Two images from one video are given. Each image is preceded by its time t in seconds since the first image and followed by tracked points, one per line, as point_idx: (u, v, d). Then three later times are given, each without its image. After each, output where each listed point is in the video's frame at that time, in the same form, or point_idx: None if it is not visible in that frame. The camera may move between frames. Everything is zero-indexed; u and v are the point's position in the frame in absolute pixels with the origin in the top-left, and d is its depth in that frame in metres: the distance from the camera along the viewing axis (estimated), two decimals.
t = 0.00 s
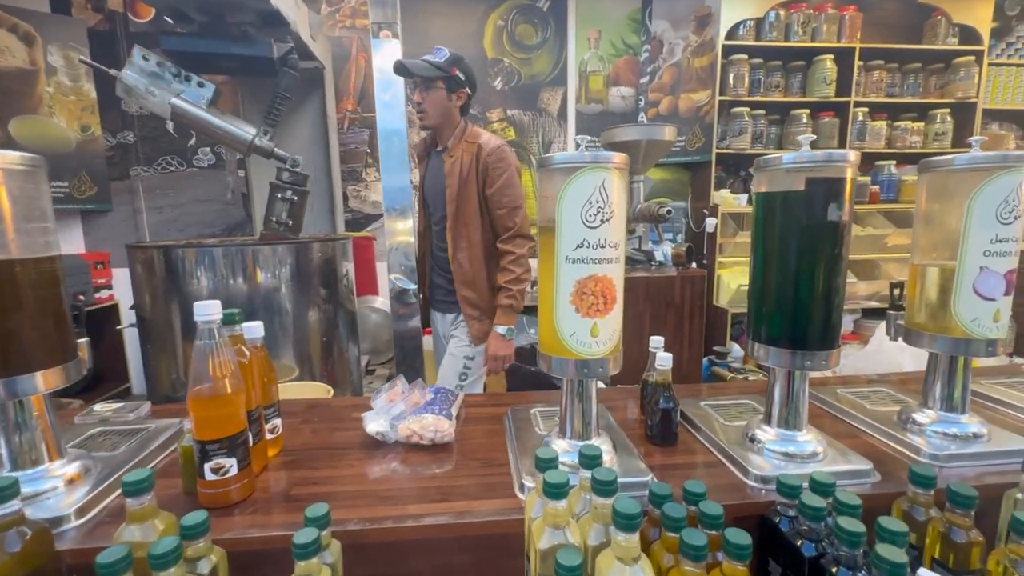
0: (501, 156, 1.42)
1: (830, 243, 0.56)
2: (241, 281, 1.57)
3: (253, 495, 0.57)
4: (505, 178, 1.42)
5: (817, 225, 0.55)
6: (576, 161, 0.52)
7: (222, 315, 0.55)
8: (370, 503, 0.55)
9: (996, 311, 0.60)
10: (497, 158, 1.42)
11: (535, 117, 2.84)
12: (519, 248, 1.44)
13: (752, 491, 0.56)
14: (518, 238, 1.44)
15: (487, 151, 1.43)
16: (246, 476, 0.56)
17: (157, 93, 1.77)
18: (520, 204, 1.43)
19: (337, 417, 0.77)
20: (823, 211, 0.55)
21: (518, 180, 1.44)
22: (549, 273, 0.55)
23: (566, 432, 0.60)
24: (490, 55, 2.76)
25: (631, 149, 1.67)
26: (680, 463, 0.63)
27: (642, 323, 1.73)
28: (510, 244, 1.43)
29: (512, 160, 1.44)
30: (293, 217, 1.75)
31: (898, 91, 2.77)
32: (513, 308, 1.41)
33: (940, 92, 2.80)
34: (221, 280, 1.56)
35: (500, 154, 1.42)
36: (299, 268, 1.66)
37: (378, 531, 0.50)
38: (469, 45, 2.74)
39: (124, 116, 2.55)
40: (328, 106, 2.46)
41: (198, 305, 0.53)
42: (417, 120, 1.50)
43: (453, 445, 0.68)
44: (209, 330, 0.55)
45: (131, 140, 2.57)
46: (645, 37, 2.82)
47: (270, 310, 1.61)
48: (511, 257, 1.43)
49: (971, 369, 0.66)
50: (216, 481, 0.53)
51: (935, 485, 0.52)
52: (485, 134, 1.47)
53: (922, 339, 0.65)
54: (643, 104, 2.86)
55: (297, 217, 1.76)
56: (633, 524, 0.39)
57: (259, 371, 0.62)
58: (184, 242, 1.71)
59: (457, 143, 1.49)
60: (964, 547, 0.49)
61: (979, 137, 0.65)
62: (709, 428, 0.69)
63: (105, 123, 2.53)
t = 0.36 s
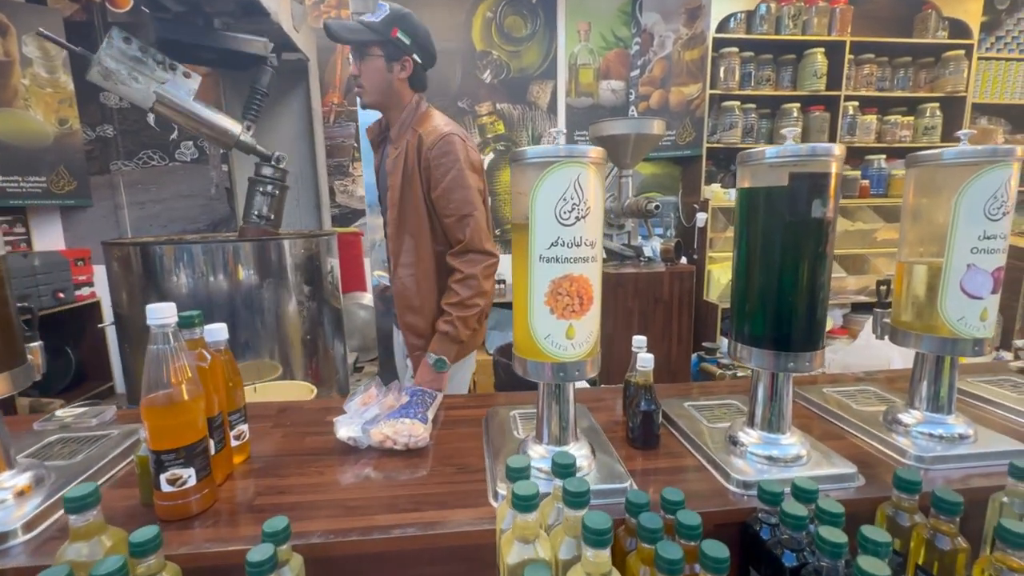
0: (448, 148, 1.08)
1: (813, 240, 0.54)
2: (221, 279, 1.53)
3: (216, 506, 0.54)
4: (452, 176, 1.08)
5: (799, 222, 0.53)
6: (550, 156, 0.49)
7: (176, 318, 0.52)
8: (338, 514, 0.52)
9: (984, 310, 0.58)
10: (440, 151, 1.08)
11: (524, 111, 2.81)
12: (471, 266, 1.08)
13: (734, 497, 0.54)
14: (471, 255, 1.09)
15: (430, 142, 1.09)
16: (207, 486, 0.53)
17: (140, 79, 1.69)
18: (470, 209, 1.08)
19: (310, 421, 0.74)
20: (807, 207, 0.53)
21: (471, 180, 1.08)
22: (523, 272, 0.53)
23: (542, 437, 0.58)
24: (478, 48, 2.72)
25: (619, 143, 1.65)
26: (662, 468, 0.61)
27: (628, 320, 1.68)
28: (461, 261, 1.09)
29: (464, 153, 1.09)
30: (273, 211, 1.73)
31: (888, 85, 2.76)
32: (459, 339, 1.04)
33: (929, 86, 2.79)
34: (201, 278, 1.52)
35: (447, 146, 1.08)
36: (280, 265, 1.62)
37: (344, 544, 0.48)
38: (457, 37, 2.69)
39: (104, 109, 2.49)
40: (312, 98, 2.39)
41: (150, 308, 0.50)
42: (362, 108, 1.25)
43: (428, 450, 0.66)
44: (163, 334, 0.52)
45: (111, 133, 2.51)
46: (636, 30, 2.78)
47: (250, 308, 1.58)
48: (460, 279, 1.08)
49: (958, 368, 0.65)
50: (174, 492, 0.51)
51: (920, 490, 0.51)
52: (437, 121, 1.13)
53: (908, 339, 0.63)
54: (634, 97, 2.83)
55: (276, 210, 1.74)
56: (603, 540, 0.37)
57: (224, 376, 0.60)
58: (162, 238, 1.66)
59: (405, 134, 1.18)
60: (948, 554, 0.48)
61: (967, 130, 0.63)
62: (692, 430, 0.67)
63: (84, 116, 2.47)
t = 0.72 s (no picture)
0: (324, 129, 1.00)
1: (792, 230, 0.51)
2: (192, 274, 1.48)
3: (154, 517, 0.50)
4: (326, 164, 1.00)
5: (778, 211, 0.50)
6: (511, 139, 0.45)
7: (105, 314, 0.48)
8: (286, 525, 0.49)
9: (967, 304, 0.56)
10: (314, 133, 1.00)
11: (509, 102, 2.76)
12: (343, 271, 1.03)
13: (709, 502, 0.51)
14: (347, 255, 1.03)
15: (307, 119, 1.02)
16: (143, 495, 0.49)
17: (129, 61, 1.61)
18: (342, 204, 1.00)
19: (268, 423, 0.70)
20: (786, 195, 0.50)
21: (347, 169, 1.00)
22: (483, 264, 0.49)
23: (508, 439, 0.55)
24: (463, 37, 2.66)
25: (602, 135, 1.61)
26: (636, 471, 0.58)
27: (613, 316, 1.65)
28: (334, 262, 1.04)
29: (342, 138, 1.00)
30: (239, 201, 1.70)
31: (874, 79, 2.76)
32: (318, 353, 1.06)
33: (914, 80, 2.80)
34: (169, 274, 1.47)
35: (324, 129, 1.00)
36: (252, 259, 1.58)
37: (287, 559, 0.44)
38: (441, 26, 2.63)
39: (71, 96, 2.39)
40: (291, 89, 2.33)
41: (73, 304, 0.46)
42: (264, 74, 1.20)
43: (391, 453, 0.62)
44: (89, 332, 0.48)
45: (80, 122, 2.41)
46: (623, 20, 2.74)
47: (222, 303, 1.53)
48: (331, 281, 1.04)
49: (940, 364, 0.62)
50: (104, 503, 0.47)
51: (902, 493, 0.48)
52: (328, 92, 1.05)
53: (890, 334, 0.61)
54: (621, 89, 2.79)
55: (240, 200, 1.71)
56: (558, 557, 0.34)
57: (164, 377, 0.55)
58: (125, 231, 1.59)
59: (298, 104, 1.11)
60: (929, 562, 0.45)
61: (953, 116, 0.61)
62: (668, 430, 0.65)
63: (51, 104, 2.37)
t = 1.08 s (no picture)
0: (124, 112, 0.90)
1: (770, 220, 0.48)
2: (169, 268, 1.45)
3: (95, 524, 0.47)
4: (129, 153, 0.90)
5: (756, 199, 0.48)
6: (472, 121, 0.43)
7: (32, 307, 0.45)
8: (233, 533, 0.46)
9: (954, 298, 0.54)
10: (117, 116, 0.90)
11: (499, 94, 2.72)
12: (160, 271, 0.94)
13: (683, 505, 0.49)
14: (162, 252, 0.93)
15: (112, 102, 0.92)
16: (83, 501, 0.46)
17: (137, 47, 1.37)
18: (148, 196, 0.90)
19: (230, 423, 0.67)
20: (764, 182, 0.47)
21: (150, 157, 0.89)
22: (443, 255, 0.47)
23: (475, 440, 0.52)
24: (451, 27, 2.61)
25: (590, 126, 1.58)
26: (610, 472, 0.56)
27: (600, 311, 1.62)
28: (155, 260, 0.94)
29: (144, 122, 0.89)
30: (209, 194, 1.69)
31: (866, 73, 2.74)
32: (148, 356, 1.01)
33: (906, 74, 2.78)
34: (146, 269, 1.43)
35: (125, 113, 0.89)
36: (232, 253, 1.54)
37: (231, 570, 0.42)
38: (429, 15, 2.58)
39: (47, 85, 2.32)
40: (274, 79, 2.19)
41: None
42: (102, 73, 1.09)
43: (355, 454, 0.60)
44: (17, 328, 0.45)
45: (58, 112, 2.35)
46: (615, 11, 2.70)
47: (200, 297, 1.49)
48: (151, 281, 0.95)
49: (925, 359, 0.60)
50: (39, 511, 0.44)
51: (882, 496, 0.46)
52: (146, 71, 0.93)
53: (874, 330, 0.59)
54: (612, 82, 2.76)
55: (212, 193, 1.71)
56: (508, 571, 0.31)
57: (106, 376, 0.53)
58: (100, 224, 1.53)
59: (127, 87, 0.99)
60: (909, 568, 0.43)
61: (940, 103, 0.58)
62: (645, 429, 0.62)
63: (27, 93, 2.30)
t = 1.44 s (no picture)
0: None
1: (741, 210, 0.47)
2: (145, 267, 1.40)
3: (30, 528, 0.45)
4: None
5: (726, 188, 0.46)
6: (428, 103, 0.41)
7: None
8: (177, 537, 0.44)
9: (927, 290, 0.53)
10: None
11: (484, 87, 2.69)
12: None
13: (650, 503, 0.48)
14: None
15: None
16: (16, 504, 0.44)
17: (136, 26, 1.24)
18: None
19: (187, 420, 0.64)
20: (733, 169, 0.46)
21: None
22: (399, 244, 0.45)
23: (437, 437, 0.50)
24: (436, 18, 2.57)
25: (573, 118, 1.56)
26: (580, 468, 0.54)
27: (582, 306, 1.60)
28: None
29: None
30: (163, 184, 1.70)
31: (851, 68, 2.76)
32: None
33: (890, 71, 2.80)
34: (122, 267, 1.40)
35: None
36: (208, 250, 1.45)
37: None
38: (413, 5, 2.54)
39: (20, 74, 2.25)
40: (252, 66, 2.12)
41: None
42: None
43: (316, 452, 0.58)
44: None
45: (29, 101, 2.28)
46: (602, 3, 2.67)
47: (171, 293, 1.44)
48: None
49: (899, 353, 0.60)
50: None
51: (851, 492, 0.45)
52: None
53: (848, 323, 0.58)
54: (598, 76, 2.74)
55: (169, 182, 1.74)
56: None
57: (44, 372, 0.50)
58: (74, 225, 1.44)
59: None
60: (877, 565, 0.42)
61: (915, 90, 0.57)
62: (617, 425, 0.61)
63: None
